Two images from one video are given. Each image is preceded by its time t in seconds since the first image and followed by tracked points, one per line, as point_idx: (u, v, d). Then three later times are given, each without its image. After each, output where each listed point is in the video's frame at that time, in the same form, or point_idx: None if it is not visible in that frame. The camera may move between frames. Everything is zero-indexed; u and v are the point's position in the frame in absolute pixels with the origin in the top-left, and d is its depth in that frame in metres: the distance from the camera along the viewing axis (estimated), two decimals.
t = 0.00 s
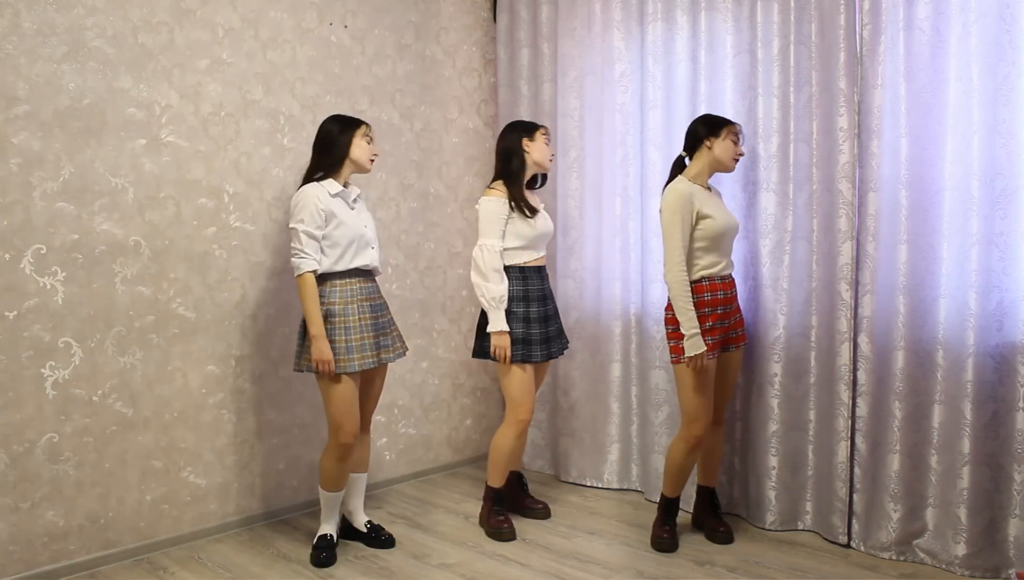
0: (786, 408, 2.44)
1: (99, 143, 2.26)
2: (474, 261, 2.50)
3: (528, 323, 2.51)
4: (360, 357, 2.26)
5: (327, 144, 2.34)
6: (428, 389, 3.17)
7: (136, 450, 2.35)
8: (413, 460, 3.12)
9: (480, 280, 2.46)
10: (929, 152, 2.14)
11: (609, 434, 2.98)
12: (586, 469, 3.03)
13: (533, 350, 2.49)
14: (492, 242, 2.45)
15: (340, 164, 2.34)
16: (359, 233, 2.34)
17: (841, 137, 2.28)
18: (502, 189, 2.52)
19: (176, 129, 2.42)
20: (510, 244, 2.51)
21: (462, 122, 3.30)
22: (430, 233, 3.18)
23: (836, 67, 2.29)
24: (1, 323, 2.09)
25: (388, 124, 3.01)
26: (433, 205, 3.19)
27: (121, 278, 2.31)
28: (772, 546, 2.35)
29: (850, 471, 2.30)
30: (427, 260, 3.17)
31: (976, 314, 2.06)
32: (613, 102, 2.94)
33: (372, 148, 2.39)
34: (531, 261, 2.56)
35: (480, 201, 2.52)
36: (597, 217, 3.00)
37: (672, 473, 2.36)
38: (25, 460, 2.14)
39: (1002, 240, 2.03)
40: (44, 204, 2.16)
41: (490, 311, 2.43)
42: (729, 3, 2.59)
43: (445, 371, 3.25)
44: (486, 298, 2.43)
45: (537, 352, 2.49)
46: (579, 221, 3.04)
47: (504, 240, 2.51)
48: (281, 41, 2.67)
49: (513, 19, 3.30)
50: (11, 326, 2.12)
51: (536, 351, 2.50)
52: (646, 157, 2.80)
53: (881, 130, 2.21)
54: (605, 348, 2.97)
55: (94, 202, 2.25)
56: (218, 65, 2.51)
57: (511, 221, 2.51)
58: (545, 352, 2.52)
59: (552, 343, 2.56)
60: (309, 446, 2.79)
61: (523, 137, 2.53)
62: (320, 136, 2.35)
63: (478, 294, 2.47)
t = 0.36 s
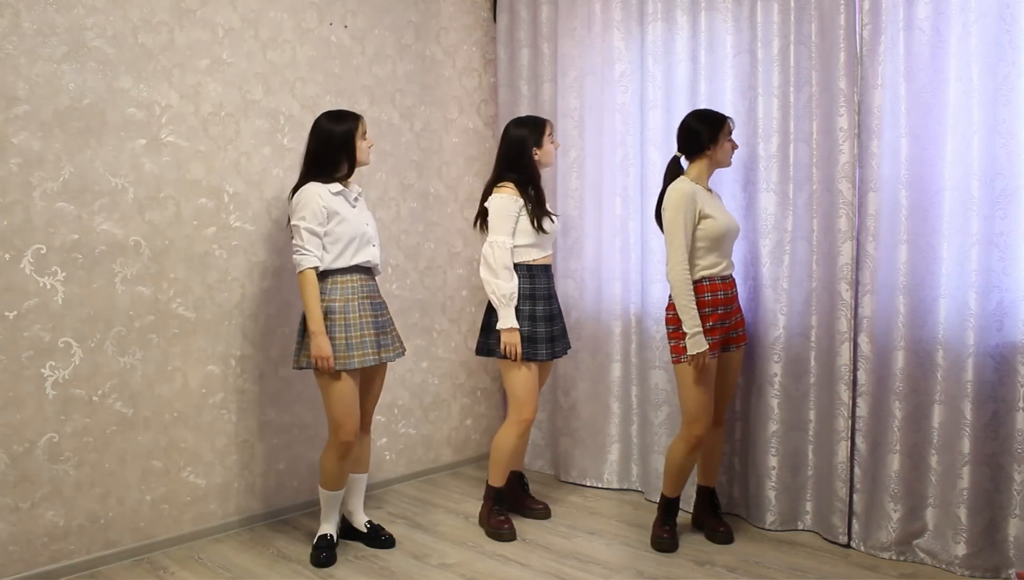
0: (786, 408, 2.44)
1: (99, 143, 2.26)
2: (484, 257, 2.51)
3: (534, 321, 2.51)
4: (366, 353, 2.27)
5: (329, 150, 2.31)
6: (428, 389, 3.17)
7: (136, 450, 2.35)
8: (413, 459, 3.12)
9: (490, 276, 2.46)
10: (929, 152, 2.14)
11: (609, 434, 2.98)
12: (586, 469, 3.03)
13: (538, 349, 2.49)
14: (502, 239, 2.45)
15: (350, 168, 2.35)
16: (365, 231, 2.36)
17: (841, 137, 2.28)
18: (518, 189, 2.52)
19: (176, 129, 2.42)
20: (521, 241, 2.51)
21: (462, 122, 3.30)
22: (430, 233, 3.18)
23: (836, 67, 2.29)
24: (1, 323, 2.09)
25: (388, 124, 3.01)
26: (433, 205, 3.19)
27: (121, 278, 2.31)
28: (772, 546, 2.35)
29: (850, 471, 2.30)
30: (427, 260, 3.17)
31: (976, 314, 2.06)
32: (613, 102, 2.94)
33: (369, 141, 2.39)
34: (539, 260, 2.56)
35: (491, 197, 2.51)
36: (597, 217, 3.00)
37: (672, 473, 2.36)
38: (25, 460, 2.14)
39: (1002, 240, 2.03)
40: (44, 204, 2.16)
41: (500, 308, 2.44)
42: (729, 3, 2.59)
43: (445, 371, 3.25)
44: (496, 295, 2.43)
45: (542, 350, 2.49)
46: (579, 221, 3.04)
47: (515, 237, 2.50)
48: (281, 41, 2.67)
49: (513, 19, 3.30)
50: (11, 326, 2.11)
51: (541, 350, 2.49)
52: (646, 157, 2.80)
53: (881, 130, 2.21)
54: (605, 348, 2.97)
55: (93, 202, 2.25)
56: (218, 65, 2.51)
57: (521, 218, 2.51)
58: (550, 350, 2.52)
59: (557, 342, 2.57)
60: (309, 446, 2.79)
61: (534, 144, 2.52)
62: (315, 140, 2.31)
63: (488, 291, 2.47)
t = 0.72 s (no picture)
0: (786, 408, 2.44)
1: (99, 143, 2.26)
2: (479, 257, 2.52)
3: (531, 320, 2.50)
4: (345, 352, 2.25)
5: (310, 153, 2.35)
6: (428, 389, 3.17)
7: (136, 450, 2.35)
8: (413, 460, 3.12)
9: (480, 274, 2.46)
10: (929, 152, 2.14)
11: (609, 434, 2.98)
12: (586, 469, 3.03)
13: (535, 347, 2.48)
14: (496, 237, 2.46)
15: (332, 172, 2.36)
16: (348, 232, 2.33)
17: (840, 137, 2.28)
18: (506, 190, 2.52)
19: (176, 129, 2.42)
20: (516, 241, 2.51)
21: (462, 122, 3.31)
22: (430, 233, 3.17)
23: (836, 67, 2.29)
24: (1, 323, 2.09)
25: (388, 124, 3.01)
26: (433, 205, 3.19)
27: (121, 278, 2.31)
28: (772, 546, 2.35)
29: (850, 471, 2.30)
30: (427, 260, 3.17)
31: (976, 314, 2.06)
32: (613, 102, 2.94)
33: (357, 142, 2.35)
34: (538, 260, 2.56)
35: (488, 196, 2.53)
36: (597, 217, 3.00)
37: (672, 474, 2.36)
38: (25, 460, 2.14)
39: (1002, 240, 2.03)
40: (44, 204, 2.16)
41: (490, 306, 2.43)
42: (729, 3, 2.59)
43: (445, 371, 3.25)
44: (485, 292, 2.43)
45: (539, 349, 2.48)
46: (579, 222, 3.04)
47: (510, 237, 2.51)
48: (281, 41, 2.67)
49: (513, 19, 3.30)
50: (11, 326, 2.11)
51: (538, 349, 2.48)
52: (646, 158, 2.80)
53: (881, 130, 2.21)
54: (605, 348, 2.97)
55: (93, 202, 2.25)
56: (218, 65, 2.51)
57: (516, 219, 2.51)
58: (548, 350, 2.50)
59: (556, 343, 2.56)
60: (309, 446, 2.79)
61: (503, 151, 2.53)
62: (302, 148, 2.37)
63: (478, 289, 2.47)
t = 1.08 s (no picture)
0: (786, 408, 2.44)
1: (99, 142, 2.26)
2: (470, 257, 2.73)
3: (502, 311, 2.61)
4: (314, 350, 2.30)
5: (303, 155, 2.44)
6: (428, 389, 3.17)
7: (136, 450, 2.35)
8: (412, 460, 3.12)
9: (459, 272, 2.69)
10: (929, 152, 2.14)
11: (609, 434, 2.98)
12: (586, 469, 3.03)
13: (501, 336, 2.59)
14: (477, 239, 2.66)
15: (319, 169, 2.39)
16: (322, 231, 2.35)
17: (841, 137, 2.28)
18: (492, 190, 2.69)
19: (176, 129, 2.42)
20: (499, 241, 2.66)
21: (462, 122, 3.30)
22: (429, 233, 3.17)
23: (836, 68, 2.30)
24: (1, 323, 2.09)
25: (388, 124, 3.01)
26: (432, 205, 3.19)
27: (121, 278, 2.31)
28: (772, 546, 2.35)
29: (850, 471, 2.30)
30: (427, 260, 3.17)
31: (976, 314, 2.06)
32: (613, 102, 2.94)
33: (336, 143, 2.36)
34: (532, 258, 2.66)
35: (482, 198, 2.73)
36: (597, 217, 3.00)
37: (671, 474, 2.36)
38: (25, 460, 2.14)
39: (1002, 240, 2.03)
40: (44, 204, 2.16)
41: (457, 301, 2.63)
42: (729, 3, 2.59)
43: (444, 371, 3.25)
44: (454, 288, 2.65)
45: (509, 344, 2.58)
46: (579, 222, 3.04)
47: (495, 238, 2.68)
48: (281, 41, 2.67)
49: (513, 19, 3.30)
50: (11, 326, 2.11)
51: (501, 338, 2.59)
52: (646, 158, 2.80)
53: (881, 130, 2.21)
54: (605, 348, 2.97)
55: (94, 202, 2.25)
56: (218, 65, 2.51)
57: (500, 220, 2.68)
58: (518, 346, 2.60)
59: (530, 342, 2.63)
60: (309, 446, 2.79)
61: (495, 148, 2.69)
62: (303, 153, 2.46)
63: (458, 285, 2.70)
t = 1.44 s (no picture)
0: (786, 408, 2.44)
1: (99, 143, 2.26)
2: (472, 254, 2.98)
3: (478, 312, 2.80)
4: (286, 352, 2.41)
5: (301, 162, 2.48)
6: (428, 389, 3.17)
7: (136, 450, 2.36)
8: (412, 460, 3.12)
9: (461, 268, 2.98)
10: (929, 152, 2.14)
11: (609, 434, 2.98)
12: (586, 469, 3.03)
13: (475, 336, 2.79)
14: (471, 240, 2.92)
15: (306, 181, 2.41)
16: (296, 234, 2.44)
17: (841, 137, 2.29)
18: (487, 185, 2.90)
19: (176, 129, 2.42)
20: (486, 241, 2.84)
21: (462, 122, 3.31)
22: (429, 233, 3.18)
23: (836, 68, 2.30)
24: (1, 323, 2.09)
25: (388, 124, 3.01)
26: (432, 205, 3.19)
27: (121, 278, 2.31)
28: (772, 546, 2.35)
29: (850, 471, 2.30)
30: (427, 260, 3.17)
31: (976, 314, 2.06)
32: (613, 102, 2.94)
33: (324, 156, 2.37)
34: (508, 256, 2.78)
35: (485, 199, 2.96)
36: (597, 218, 3.00)
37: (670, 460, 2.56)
38: (25, 460, 2.14)
39: (1002, 240, 2.03)
40: (44, 204, 2.16)
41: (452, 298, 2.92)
42: (729, 3, 2.59)
43: (444, 371, 3.25)
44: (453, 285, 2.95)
45: (480, 343, 2.76)
46: (579, 222, 3.04)
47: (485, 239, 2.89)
48: (281, 41, 2.67)
49: (513, 19, 3.30)
50: (11, 326, 2.12)
51: (474, 337, 2.79)
52: (646, 158, 2.80)
53: (881, 130, 2.21)
54: (605, 348, 2.97)
55: (94, 202, 2.25)
56: (218, 65, 2.51)
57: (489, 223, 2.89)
58: (488, 345, 2.76)
59: (500, 342, 2.75)
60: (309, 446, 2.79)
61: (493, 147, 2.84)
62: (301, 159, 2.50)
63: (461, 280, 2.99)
